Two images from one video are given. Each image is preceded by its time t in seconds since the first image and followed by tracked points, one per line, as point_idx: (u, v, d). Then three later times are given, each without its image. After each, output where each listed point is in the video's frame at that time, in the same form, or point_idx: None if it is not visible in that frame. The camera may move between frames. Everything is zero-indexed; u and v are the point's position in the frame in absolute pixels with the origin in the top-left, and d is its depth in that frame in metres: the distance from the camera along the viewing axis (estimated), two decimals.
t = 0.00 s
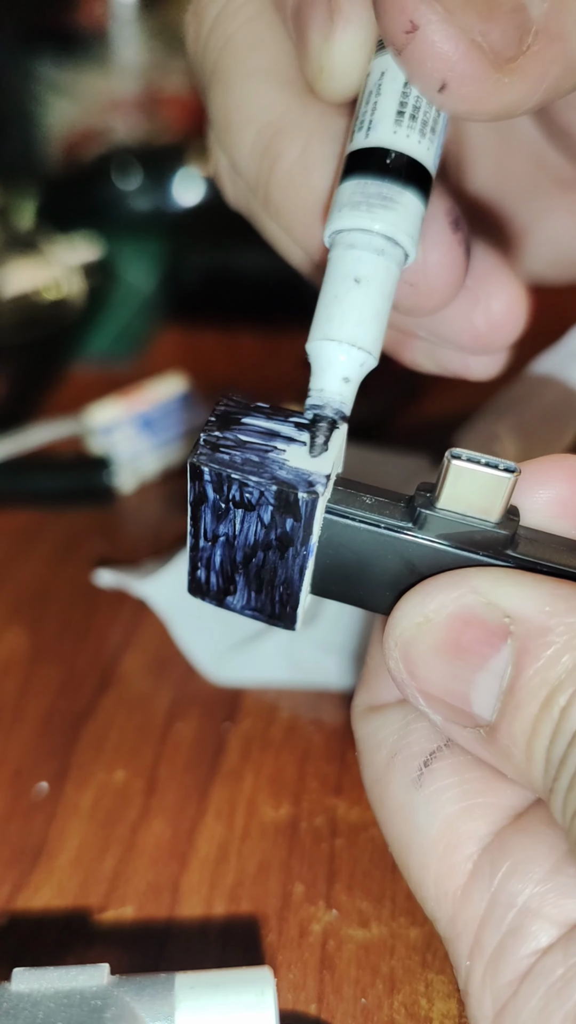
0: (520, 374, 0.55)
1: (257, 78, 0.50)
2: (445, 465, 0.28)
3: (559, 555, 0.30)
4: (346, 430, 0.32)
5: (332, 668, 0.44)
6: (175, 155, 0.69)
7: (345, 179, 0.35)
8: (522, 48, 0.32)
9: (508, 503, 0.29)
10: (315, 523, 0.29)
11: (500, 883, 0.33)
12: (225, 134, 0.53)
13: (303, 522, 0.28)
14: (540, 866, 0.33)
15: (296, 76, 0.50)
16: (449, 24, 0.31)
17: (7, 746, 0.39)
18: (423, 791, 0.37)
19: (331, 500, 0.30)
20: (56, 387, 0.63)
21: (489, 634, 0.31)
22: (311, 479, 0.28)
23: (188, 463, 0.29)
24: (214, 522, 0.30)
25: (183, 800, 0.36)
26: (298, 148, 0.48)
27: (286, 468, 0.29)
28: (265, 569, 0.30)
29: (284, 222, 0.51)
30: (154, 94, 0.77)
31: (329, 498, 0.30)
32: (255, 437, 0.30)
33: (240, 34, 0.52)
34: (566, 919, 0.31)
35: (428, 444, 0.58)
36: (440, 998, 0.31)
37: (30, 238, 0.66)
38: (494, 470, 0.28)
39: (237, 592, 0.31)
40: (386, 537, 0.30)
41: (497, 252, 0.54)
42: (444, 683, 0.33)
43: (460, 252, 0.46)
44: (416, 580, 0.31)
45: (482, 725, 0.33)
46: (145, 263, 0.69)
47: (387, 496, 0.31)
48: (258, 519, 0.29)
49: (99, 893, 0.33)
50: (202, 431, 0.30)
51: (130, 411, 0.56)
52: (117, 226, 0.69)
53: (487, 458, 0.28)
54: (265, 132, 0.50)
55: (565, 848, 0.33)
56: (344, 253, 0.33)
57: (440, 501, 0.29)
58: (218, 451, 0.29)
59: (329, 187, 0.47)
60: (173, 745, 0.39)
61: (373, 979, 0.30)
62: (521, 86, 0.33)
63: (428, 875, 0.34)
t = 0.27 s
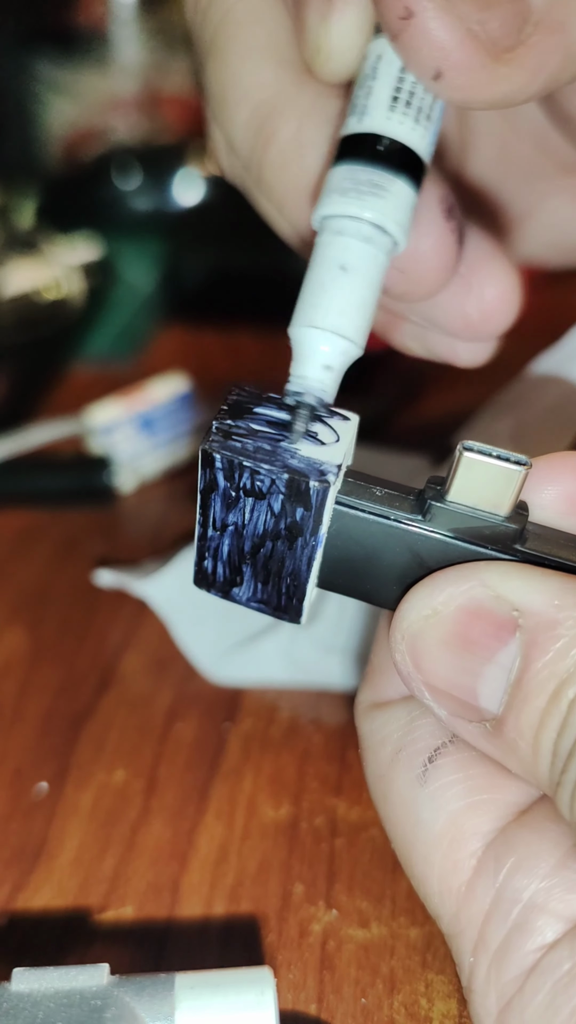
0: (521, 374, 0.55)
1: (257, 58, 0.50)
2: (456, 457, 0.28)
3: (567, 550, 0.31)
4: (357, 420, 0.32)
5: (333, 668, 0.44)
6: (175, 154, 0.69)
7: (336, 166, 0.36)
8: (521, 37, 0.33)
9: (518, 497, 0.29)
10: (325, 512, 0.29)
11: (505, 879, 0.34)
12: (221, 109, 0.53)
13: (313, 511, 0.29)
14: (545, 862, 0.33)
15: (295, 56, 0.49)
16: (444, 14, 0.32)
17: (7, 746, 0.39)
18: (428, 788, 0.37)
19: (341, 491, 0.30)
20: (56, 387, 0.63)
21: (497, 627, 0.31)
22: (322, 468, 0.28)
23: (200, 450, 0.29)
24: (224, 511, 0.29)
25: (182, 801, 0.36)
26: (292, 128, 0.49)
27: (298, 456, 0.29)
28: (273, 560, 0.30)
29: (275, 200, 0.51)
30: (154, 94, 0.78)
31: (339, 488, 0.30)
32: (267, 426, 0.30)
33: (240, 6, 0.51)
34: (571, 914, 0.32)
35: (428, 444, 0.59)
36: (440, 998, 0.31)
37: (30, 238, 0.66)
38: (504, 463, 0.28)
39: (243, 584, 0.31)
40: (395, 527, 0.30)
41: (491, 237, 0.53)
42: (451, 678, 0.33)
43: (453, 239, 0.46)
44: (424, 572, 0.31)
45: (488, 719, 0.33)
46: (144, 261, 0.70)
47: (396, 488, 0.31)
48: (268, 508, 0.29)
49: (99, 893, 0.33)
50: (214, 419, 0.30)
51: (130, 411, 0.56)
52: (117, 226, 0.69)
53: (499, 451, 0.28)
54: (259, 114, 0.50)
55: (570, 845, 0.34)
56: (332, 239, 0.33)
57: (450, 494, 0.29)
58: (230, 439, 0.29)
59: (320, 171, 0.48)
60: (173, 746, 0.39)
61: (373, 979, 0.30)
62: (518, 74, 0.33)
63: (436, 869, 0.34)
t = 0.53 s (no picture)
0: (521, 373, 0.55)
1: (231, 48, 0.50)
2: (460, 454, 0.28)
3: (569, 549, 0.31)
4: (360, 418, 0.32)
5: (333, 668, 0.44)
6: (174, 154, 0.69)
7: (313, 159, 0.35)
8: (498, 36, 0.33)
9: (521, 496, 0.29)
10: (329, 511, 0.29)
11: (508, 879, 0.34)
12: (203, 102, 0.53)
13: (317, 509, 0.29)
14: (548, 861, 0.33)
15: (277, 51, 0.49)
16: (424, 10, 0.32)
17: (7, 746, 0.39)
18: (430, 789, 0.37)
19: (345, 490, 0.30)
20: (55, 386, 0.63)
21: (501, 626, 0.31)
22: (327, 466, 0.28)
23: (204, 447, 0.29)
24: (227, 509, 0.29)
25: (182, 801, 0.36)
26: (270, 123, 0.49)
27: (302, 454, 0.29)
28: (276, 559, 0.30)
29: (257, 195, 0.51)
30: (154, 94, 0.76)
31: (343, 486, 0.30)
32: (271, 422, 0.30)
33: None
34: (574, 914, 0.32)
35: (428, 444, 0.59)
36: (440, 999, 0.31)
37: (29, 238, 0.65)
38: (507, 461, 0.28)
39: (246, 582, 0.31)
40: (399, 527, 0.30)
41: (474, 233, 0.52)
42: (453, 677, 0.33)
43: (431, 234, 0.46)
44: (427, 570, 0.32)
45: (491, 718, 0.33)
46: (144, 262, 0.69)
47: (400, 487, 0.31)
48: (271, 506, 0.29)
49: (99, 894, 0.33)
50: (218, 416, 0.30)
51: (129, 411, 0.56)
52: (116, 226, 0.69)
53: (502, 449, 0.28)
54: (238, 108, 0.50)
55: (572, 844, 0.33)
56: (308, 233, 0.33)
57: (453, 493, 0.29)
58: (234, 436, 0.29)
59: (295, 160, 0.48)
60: (172, 746, 0.39)
61: (373, 979, 0.30)
62: (499, 72, 0.34)
63: (438, 869, 0.34)
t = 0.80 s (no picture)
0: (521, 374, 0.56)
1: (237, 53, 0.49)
2: (460, 454, 0.28)
3: (569, 549, 0.31)
4: (360, 420, 0.32)
5: (333, 668, 0.44)
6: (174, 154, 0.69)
7: (316, 164, 0.33)
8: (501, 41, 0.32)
9: (521, 496, 0.29)
10: (328, 511, 0.29)
11: (508, 879, 0.34)
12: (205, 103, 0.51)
13: (317, 509, 0.29)
14: (547, 862, 0.33)
15: (280, 56, 0.49)
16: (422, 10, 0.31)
17: (7, 746, 0.38)
18: (430, 789, 0.37)
19: (344, 490, 0.30)
20: (54, 387, 0.63)
21: (501, 626, 0.31)
22: (326, 467, 0.28)
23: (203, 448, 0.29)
24: (227, 509, 0.29)
25: (182, 801, 0.36)
26: (275, 127, 0.47)
27: (301, 455, 0.29)
28: (276, 560, 0.30)
29: (259, 198, 0.50)
30: (153, 94, 0.76)
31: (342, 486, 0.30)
32: (270, 423, 0.30)
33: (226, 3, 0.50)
34: (574, 914, 0.32)
35: (427, 444, 0.59)
36: (440, 998, 0.30)
37: (29, 238, 0.66)
38: (507, 461, 0.28)
39: (246, 582, 0.31)
40: (398, 527, 0.30)
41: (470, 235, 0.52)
42: (453, 677, 0.33)
43: (433, 237, 0.44)
44: (427, 571, 0.32)
45: (491, 718, 0.33)
46: (145, 262, 0.70)
47: (400, 488, 0.31)
48: (271, 506, 0.29)
49: (99, 894, 0.33)
50: (218, 417, 0.30)
51: (129, 411, 0.56)
52: (116, 226, 0.69)
53: (502, 449, 0.28)
54: (242, 112, 0.49)
55: (572, 845, 0.34)
56: (312, 238, 0.31)
57: (453, 493, 0.29)
58: (233, 437, 0.29)
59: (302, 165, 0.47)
60: (172, 746, 0.39)
61: (373, 979, 0.30)
62: (498, 76, 0.33)
63: (439, 870, 0.34)
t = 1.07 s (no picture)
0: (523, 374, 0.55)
1: (267, 66, 0.48)
2: (461, 453, 0.28)
3: (571, 548, 0.31)
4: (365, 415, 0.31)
5: (334, 668, 0.44)
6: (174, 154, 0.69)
7: (359, 180, 0.33)
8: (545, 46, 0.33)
9: (522, 494, 0.29)
10: (330, 508, 0.29)
11: (509, 879, 0.34)
12: (234, 121, 0.50)
13: (318, 507, 0.29)
14: (549, 862, 0.33)
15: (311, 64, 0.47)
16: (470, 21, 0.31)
17: (6, 746, 0.38)
18: (431, 787, 0.37)
19: (346, 488, 0.30)
20: (54, 387, 0.63)
21: (502, 625, 0.31)
22: (328, 465, 0.28)
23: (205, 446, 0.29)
24: (228, 506, 0.29)
25: (182, 801, 0.36)
26: (310, 141, 0.46)
27: (304, 452, 0.29)
28: (276, 557, 0.30)
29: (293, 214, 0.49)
30: (153, 94, 0.75)
31: (344, 485, 0.30)
32: (272, 420, 0.29)
33: (251, 10, 0.49)
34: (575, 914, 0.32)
35: (428, 444, 0.58)
36: (440, 999, 0.30)
37: (29, 238, 0.66)
38: (509, 459, 0.28)
39: (246, 581, 0.31)
40: (400, 525, 0.30)
41: (506, 247, 0.52)
42: (454, 675, 0.33)
43: (473, 250, 0.43)
44: (427, 570, 0.32)
45: (492, 716, 0.33)
46: (144, 263, 0.70)
47: (401, 486, 0.31)
48: (272, 504, 0.29)
49: (99, 894, 0.33)
50: (219, 413, 0.30)
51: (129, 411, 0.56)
52: (117, 225, 0.68)
53: (503, 447, 0.28)
54: (276, 124, 0.48)
55: (572, 845, 0.33)
56: (359, 257, 0.31)
57: (454, 491, 0.29)
58: (235, 434, 0.29)
59: (343, 184, 0.45)
60: (172, 746, 0.39)
61: (373, 980, 0.30)
62: (542, 84, 0.33)
63: (439, 870, 0.34)
